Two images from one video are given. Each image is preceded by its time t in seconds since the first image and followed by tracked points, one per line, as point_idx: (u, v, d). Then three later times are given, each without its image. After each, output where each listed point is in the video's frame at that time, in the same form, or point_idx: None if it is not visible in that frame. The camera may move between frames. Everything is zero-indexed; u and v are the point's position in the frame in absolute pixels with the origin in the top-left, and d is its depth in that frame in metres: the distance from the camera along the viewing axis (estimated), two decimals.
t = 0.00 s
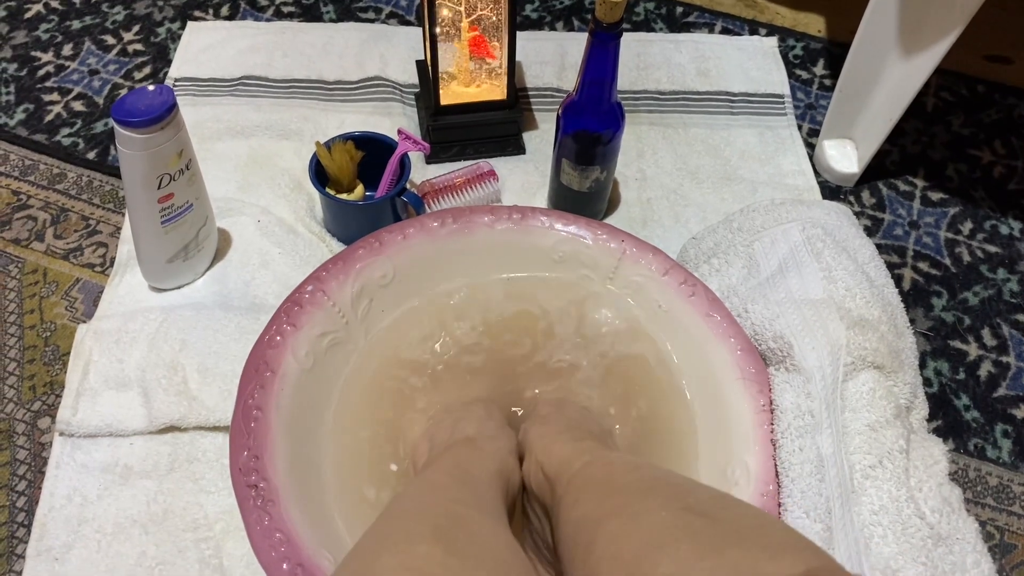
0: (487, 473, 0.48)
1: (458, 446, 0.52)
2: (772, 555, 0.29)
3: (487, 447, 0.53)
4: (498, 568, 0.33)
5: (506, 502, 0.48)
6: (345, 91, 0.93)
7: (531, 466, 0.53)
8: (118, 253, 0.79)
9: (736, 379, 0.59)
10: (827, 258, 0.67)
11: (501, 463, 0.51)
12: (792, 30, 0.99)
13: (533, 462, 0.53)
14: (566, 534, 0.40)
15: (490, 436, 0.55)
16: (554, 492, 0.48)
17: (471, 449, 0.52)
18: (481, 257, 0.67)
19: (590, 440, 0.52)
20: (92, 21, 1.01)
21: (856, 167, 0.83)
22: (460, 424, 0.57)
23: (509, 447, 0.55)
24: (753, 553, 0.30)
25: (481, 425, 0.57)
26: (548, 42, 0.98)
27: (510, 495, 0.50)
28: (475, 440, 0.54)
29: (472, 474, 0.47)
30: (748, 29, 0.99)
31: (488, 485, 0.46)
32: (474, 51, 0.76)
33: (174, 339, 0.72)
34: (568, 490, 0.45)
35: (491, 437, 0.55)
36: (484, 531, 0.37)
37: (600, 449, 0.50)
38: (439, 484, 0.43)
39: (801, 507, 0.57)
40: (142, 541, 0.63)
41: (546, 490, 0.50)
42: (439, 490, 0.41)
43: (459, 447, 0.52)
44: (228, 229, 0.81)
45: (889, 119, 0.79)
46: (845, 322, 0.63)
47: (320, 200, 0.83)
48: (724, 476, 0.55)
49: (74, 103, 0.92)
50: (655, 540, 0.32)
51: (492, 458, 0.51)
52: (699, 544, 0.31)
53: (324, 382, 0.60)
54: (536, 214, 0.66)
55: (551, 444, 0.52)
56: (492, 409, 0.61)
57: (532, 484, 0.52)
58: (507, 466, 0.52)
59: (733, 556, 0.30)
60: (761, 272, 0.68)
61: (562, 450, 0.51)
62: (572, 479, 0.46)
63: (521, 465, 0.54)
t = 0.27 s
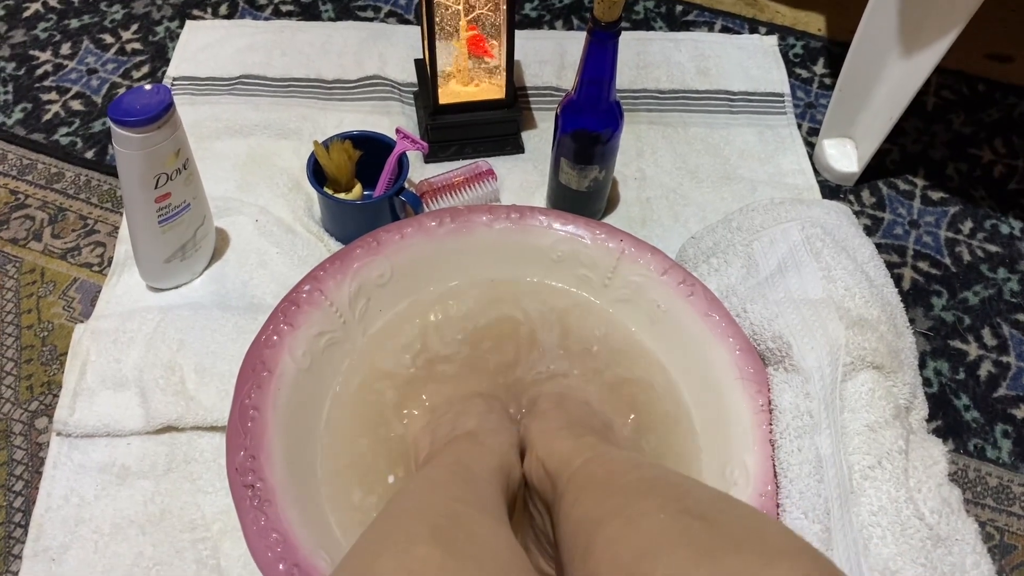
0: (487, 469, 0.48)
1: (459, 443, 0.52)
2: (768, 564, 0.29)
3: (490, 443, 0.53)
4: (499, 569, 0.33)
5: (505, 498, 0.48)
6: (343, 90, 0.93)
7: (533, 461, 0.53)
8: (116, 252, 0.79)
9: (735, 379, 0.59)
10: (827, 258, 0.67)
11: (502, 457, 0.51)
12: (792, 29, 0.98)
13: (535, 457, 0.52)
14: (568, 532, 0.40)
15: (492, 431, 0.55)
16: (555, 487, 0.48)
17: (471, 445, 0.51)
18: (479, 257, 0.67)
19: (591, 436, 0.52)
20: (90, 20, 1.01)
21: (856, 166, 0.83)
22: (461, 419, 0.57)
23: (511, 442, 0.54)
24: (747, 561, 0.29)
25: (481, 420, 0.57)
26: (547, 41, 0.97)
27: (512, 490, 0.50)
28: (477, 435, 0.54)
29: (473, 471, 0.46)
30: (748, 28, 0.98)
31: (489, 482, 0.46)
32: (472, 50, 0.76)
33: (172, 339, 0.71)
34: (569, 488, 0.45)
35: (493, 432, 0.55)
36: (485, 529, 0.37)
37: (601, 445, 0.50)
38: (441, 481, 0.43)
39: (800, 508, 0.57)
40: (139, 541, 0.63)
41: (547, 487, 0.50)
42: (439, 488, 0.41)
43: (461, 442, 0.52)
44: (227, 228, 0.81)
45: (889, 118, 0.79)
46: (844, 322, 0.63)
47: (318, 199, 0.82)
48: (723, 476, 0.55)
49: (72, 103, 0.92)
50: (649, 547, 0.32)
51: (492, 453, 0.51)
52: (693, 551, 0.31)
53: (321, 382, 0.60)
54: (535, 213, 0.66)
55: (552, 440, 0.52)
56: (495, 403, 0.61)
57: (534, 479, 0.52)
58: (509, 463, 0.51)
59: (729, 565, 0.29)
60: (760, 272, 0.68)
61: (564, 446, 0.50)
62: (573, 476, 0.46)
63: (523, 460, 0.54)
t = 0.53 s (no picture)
0: (489, 466, 0.48)
1: (461, 439, 0.52)
2: (768, 567, 0.28)
3: (492, 439, 0.52)
4: (500, 570, 0.32)
5: (507, 494, 0.48)
6: (343, 87, 0.93)
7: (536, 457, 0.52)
8: (115, 250, 0.79)
9: (737, 377, 0.58)
10: (829, 255, 0.67)
11: (503, 454, 0.51)
12: (794, 26, 0.98)
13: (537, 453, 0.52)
14: (569, 531, 0.40)
15: (495, 426, 0.55)
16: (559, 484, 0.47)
17: (473, 442, 0.51)
18: (479, 255, 0.66)
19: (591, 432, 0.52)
20: (90, 17, 1.00)
21: (858, 164, 0.83)
22: (464, 414, 0.57)
23: (513, 437, 0.54)
24: (748, 563, 0.29)
25: (483, 416, 0.56)
26: (548, 37, 0.97)
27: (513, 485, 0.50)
28: (478, 431, 0.54)
29: (475, 468, 0.46)
30: (750, 24, 0.98)
31: (491, 479, 0.46)
32: (473, 47, 0.75)
33: (172, 337, 0.71)
34: (571, 485, 0.44)
35: (495, 428, 0.54)
36: (485, 529, 0.36)
37: (602, 441, 0.49)
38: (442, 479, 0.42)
39: (802, 506, 0.56)
40: (138, 540, 0.62)
41: (550, 484, 0.49)
42: (441, 487, 0.41)
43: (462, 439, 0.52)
44: (226, 226, 0.80)
45: (892, 115, 0.79)
46: (846, 320, 0.62)
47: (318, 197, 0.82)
48: (724, 475, 0.55)
49: (71, 100, 0.91)
50: (650, 549, 0.32)
51: (494, 450, 0.51)
52: (694, 553, 0.30)
53: (321, 380, 0.59)
54: (536, 210, 0.66)
55: (554, 436, 0.52)
56: (498, 397, 0.60)
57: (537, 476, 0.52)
58: (511, 460, 0.51)
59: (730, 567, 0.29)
60: (762, 270, 0.68)
61: (565, 442, 0.50)
62: (575, 473, 0.45)
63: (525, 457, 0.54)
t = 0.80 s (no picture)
0: (490, 463, 0.48)
1: (462, 436, 0.52)
2: (767, 567, 0.28)
3: (494, 437, 0.52)
4: (502, 570, 0.32)
5: (508, 492, 0.48)
6: (345, 85, 0.92)
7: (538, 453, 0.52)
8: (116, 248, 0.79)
9: (738, 374, 0.58)
10: (831, 253, 0.66)
11: (504, 451, 0.51)
12: (796, 23, 0.98)
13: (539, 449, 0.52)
14: (571, 529, 0.40)
15: (497, 424, 0.55)
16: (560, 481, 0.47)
17: (474, 439, 0.51)
18: (480, 252, 0.66)
19: (594, 428, 0.52)
20: (90, 15, 1.00)
21: (860, 162, 0.83)
22: (465, 411, 0.57)
23: (514, 435, 0.54)
24: (747, 564, 0.29)
25: (485, 412, 0.56)
26: (549, 35, 0.97)
27: (514, 481, 0.50)
28: (479, 428, 0.53)
29: (476, 466, 0.46)
30: (752, 22, 0.98)
31: (492, 476, 0.46)
32: (474, 44, 0.75)
33: (173, 335, 0.71)
34: (573, 482, 0.44)
35: (496, 426, 0.54)
36: (488, 528, 0.36)
37: (605, 437, 0.49)
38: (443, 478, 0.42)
39: (804, 505, 0.56)
40: (139, 538, 0.62)
41: (552, 481, 0.49)
42: (441, 484, 0.41)
43: (463, 436, 0.52)
44: (227, 224, 0.80)
45: (894, 113, 0.78)
46: (849, 318, 0.62)
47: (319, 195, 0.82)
48: (726, 473, 0.55)
49: (72, 97, 0.91)
50: (650, 549, 0.32)
51: (495, 447, 0.50)
52: (693, 553, 0.30)
53: (323, 377, 0.59)
54: (537, 208, 0.66)
55: (556, 432, 0.52)
56: (500, 394, 0.60)
57: (539, 473, 0.52)
58: (512, 457, 0.51)
59: (730, 567, 0.29)
60: (764, 268, 0.68)
61: (567, 438, 0.50)
62: (576, 470, 0.45)
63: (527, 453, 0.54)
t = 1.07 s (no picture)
0: (492, 462, 0.47)
1: (464, 434, 0.52)
2: (769, 567, 0.28)
3: (496, 435, 0.52)
4: (503, 571, 0.32)
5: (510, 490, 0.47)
6: (346, 82, 0.92)
7: (541, 450, 0.52)
8: (117, 245, 0.79)
9: (742, 372, 0.58)
10: (835, 250, 0.66)
11: (506, 449, 0.51)
12: (799, 20, 0.97)
13: (542, 445, 0.52)
14: (574, 527, 0.40)
15: (499, 422, 0.54)
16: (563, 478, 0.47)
17: (476, 437, 0.51)
18: (483, 249, 0.66)
19: (597, 425, 0.51)
20: (91, 11, 1.00)
21: (863, 159, 0.82)
22: (468, 409, 0.56)
23: (517, 433, 0.54)
24: (748, 564, 0.29)
25: (488, 409, 0.56)
26: (551, 32, 0.96)
27: (516, 479, 0.50)
28: (482, 426, 0.53)
29: (477, 464, 0.46)
30: (755, 19, 0.98)
31: (493, 474, 0.45)
32: (476, 41, 0.75)
33: (175, 332, 0.71)
34: (575, 479, 0.44)
35: (499, 423, 0.54)
36: (489, 527, 0.36)
37: (609, 434, 0.49)
38: (445, 476, 0.42)
39: (808, 503, 0.56)
40: (141, 536, 0.62)
41: (555, 478, 0.49)
42: (443, 483, 0.41)
43: (465, 434, 0.52)
44: (228, 221, 0.80)
45: (898, 110, 0.78)
46: (853, 315, 0.62)
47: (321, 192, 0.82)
48: (731, 471, 0.55)
49: (73, 94, 0.91)
50: (651, 549, 0.31)
51: (497, 446, 0.50)
52: (694, 553, 0.30)
53: (325, 374, 0.59)
54: (540, 206, 0.66)
55: (559, 429, 0.52)
56: (503, 390, 0.60)
57: (543, 470, 0.52)
58: (514, 455, 0.51)
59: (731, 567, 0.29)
60: (768, 265, 0.68)
61: (570, 434, 0.50)
62: (579, 467, 0.45)
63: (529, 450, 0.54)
